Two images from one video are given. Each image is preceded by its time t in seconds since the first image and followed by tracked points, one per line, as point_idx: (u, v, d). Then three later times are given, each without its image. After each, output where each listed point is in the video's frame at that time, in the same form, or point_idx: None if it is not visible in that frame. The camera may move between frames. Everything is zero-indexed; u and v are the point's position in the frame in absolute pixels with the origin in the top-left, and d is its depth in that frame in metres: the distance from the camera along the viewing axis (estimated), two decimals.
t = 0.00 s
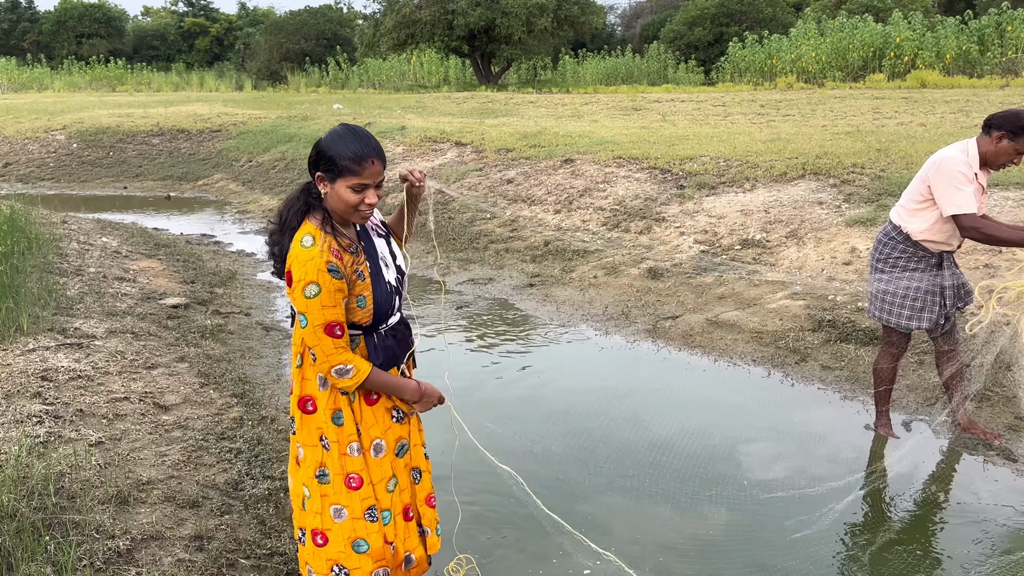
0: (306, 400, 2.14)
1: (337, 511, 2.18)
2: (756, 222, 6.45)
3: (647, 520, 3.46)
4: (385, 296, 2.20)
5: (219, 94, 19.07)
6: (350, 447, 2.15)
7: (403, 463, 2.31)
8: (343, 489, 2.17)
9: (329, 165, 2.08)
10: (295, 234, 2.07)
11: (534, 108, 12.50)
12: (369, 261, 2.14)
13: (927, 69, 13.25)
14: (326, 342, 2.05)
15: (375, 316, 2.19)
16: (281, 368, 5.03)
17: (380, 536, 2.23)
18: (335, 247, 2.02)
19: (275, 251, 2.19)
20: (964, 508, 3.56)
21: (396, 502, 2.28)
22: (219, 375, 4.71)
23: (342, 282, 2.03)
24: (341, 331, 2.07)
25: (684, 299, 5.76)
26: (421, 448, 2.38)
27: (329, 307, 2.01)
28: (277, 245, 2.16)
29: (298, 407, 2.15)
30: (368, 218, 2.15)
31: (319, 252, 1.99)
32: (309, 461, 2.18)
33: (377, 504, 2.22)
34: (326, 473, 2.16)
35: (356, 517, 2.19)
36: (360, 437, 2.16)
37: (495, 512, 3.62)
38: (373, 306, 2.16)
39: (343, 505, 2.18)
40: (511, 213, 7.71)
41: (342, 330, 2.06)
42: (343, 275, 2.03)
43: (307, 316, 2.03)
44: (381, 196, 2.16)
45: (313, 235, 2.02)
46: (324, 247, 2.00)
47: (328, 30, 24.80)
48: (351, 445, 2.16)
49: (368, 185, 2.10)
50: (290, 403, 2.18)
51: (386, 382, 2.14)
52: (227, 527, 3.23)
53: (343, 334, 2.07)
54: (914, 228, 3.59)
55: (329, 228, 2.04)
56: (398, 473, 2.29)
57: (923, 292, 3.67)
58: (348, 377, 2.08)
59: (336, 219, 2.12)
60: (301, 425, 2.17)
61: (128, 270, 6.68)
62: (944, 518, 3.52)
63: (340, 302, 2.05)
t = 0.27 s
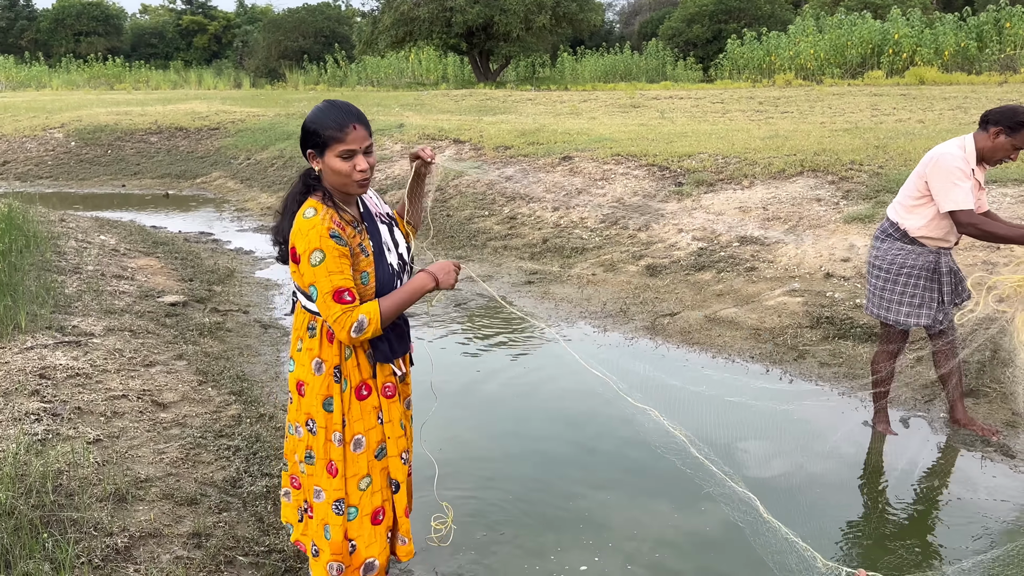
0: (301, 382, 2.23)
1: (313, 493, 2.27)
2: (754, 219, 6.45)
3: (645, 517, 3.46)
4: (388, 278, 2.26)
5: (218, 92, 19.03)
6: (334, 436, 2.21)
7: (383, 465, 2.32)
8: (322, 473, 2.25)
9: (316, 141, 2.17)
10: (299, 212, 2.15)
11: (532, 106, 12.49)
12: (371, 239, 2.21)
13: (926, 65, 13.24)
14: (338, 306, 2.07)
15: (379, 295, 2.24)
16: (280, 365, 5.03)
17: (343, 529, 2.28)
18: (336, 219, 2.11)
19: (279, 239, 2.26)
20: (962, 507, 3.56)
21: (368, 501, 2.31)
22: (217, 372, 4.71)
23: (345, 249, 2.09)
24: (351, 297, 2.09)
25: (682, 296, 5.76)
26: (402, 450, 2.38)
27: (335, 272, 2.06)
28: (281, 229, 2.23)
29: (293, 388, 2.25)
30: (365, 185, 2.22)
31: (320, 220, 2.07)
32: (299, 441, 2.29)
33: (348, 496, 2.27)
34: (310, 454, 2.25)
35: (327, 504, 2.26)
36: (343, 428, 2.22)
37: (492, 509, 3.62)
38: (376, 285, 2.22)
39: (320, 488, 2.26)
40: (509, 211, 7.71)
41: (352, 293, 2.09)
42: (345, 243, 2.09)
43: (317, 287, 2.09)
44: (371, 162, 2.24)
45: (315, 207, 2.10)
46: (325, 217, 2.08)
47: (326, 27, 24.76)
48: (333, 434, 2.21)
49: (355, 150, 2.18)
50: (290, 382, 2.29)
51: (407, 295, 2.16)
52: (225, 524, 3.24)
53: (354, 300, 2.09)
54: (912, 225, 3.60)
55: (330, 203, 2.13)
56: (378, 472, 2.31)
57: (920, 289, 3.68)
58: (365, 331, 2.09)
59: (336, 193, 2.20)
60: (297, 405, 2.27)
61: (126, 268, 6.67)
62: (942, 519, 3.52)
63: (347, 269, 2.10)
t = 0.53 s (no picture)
0: (295, 379, 2.27)
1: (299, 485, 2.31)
2: (753, 217, 6.45)
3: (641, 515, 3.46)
4: (382, 275, 2.22)
5: (216, 91, 19.01)
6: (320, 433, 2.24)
7: (370, 467, 2.31)
8: (308, 468, 2.28)
9: (319, 132, 2.21)
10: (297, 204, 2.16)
11: (531, 104, 12.48)
12: (369, 234, 2.18)
13: (924, 63, 13.24)
14: (311, 301, 2.07)
15: (371, 291, 2.21)
16: (278, 364, 5.03)
17: (327, 523, 2.31)
18: (333, 210, 2.10)
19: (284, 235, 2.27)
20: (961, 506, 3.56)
21: (353, 501, 2.30)
22: (215, 371, 4.70)
23: (335, 242, 2.08)
24: (328, 291, 2.08)
25: (681, 294, 5.76)
26: (391, 453, 2.36)
27: (316, 263, 2.05)
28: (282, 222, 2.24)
29: (287, 384, 2.28)
30: (365, 177, 2.21)
31: (314, 210, 2.07)
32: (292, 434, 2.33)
33: (333, 493, 2.28)
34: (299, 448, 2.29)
35: (313, 497, 2.29)
36: (328, 427, 2.23)
37: (489, 507, 3.62)
38: (369, 279, 2.19)
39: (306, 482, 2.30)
40: (508, 209, 7.71)
41: (329, 289, 2.08)
42: (337, 235, 2.08)
43: (298, 274, 2.08)
44: (372, 155, 2.24)
45: (314, 198, 2.11)
46: (322, 207, 2.09)
47: (324, 26, 24.74)
48: (319, 432, 2.24)
49: (354, 140, 2.19)
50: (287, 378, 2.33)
51: (371, 337, 2.09)
52: (224, 524, 3.23)
53: (329, 295, 2.08)
54: (910, 223, 3.59)
55: (331, 195, 2.13)
56: (363, 474, 2.30)
57: (919, 287, 3.69)
58: (330, 337, 2.08)
59: (337, 185, 2.20)
60: (291, 400, 2.31)
61: (124, 267, 6.66)
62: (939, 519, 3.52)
63: (332, 263, 2.09)
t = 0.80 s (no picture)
0: (295, 377, 2.25)
1: (299, 483, 2.32)
2: (752, 215, 6.44)
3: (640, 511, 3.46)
4: (380, 271, 2.21)
5: (215, 90, 18.99)
6: (320, 431, 2.25)
7: (368, 467, 2.31)
8: (308, 466, 2.28)
9: (318, 131, 2.21)
10: (294, 202, 2.17)
11: (530, 102, 12.48)
12: (367, 230, 2.18)
13: (923, 61, 13.26)
14: (290, 297, 2.09)
15: (369, 287, 2.21)
16: (277, 363, 5.03)
17: (329, 519, 2.34)
18: (327, 207, 2.10)
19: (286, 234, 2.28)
20: (960, 502, 3.56)
21: (352, 500, 2.31)
22: (214, 370, 4.70)
23: (324, 239, 2.07)
24: (310, 289, 2.08)
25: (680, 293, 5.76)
26: (390, 454, 2.35)
27: (299, 261, 2.05)
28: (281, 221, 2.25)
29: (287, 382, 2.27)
30: (361, 177, 2.20)
31: (307, 208, 2.08)
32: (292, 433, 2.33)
33: (333, 490, 2.31)
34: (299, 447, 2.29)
35: (314, 493, 2.32)
36: (328, 425, 2.24)
37: (489, 505, 3.62)
38: (366, 276, 2.19)
39: (306, 479, 2.31)
40: (507, 208, 7.71)
41: (311, 288, 2.08)
42: (326, 234, 2.08)
43: (285, 269, 2.10)
44: (370, 155, 2.23)
45: (310, 196, 2.12)
46: (314, 205, 2.09)
47: (323, 25, 24.72)
48: (319, 430, 2.25)
49: (352, 139, 2.19)
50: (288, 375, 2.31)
51: (331, 342, 2.04)
52: (223, 522, 3.23)
53: (310, 293, 2.08)
54: (910, 221, 3.59)
55: (326, 193, 2.13)
56: (361, 474, 2.30)
57: (918, 285, 3.68)
58: (299, 336, 2.10)
59: (334, 184, 2.19)
60: (291, 398, 2.30)
61: (123, 266, 6.66)
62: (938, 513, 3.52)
63: (320, 261, 2.09)
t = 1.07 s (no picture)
0: (297, 381, 2.26)
1: (299, 491, 2.31)
2: (751, 215, 6.45)
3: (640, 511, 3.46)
4: (379, 273, 2.20)
5: (213, 90, 18.97)
6: (322, 435, 2.25)
7: (370, 470, 2.31)
8: (309, 472, 2.27)
9: (316, 133, 2.21)
10: (293, 206, 2.17)
11: (529, 102, 12.49)
12: (364, 233, 2.17)
13: (922, 61, 13.27)
14: (285, 302, 2.09)
15: (368, 290, 2.19)
16: (277, 364, 5.03)
17: (332, 524, 2.34)
18: (322, 212, 2.10)
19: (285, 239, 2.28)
20: (960, 502, 3.57)
21: (355, 504, 2.31)
22: (213, 371, 4.70)
23: (318, 245, 2.08)
24: (304, 295, 2.08)
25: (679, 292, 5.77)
26: (392, 457, 2.34)
27: (294, 267, 2.06)
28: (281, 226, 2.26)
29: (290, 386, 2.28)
30: (360, 179, 2.19)
31: (302, 213, 2.08)
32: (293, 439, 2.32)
33: (334, 495, 2.30)
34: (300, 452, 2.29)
35: (315, 501, 2.30)
36: (329, 429, 2.24)
37: (487, 506, 3.62)
38: (364, 279, 2.18)
39: (305, 486, 2.30)
40: (506, 208, 7.71)
41: (305, 293, 2.08)
42: (321, 239, 2.08)
43: (280, 276, 2.10)
44: (368, 157, 2.22)
45: (307, 200, 2.12)
46: (310, 210, 2.09)
47: (321, 25, 24.70)
48: (321, 434, 2.25)
49: (350, 142, 2.18)
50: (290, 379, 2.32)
51: (320, 348, 2.03)
52: (222, 523, 3.23)
53: (305, 299, 2.07)
54: (909, 220, 3.60)
55: (323, 197, 2.13)
56: (362, 477, 2.30)
57: (918, 284, 3.68)
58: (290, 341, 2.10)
59: (332, 187, 2.18)
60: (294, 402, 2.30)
61: (122, 267, 6.65)
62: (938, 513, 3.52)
63: (314, 267, 2.08)
